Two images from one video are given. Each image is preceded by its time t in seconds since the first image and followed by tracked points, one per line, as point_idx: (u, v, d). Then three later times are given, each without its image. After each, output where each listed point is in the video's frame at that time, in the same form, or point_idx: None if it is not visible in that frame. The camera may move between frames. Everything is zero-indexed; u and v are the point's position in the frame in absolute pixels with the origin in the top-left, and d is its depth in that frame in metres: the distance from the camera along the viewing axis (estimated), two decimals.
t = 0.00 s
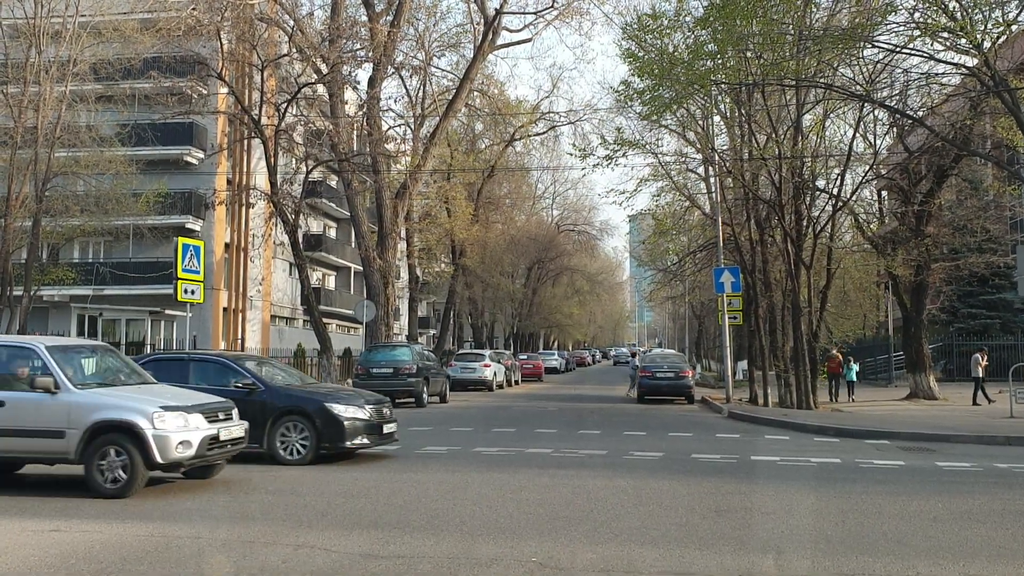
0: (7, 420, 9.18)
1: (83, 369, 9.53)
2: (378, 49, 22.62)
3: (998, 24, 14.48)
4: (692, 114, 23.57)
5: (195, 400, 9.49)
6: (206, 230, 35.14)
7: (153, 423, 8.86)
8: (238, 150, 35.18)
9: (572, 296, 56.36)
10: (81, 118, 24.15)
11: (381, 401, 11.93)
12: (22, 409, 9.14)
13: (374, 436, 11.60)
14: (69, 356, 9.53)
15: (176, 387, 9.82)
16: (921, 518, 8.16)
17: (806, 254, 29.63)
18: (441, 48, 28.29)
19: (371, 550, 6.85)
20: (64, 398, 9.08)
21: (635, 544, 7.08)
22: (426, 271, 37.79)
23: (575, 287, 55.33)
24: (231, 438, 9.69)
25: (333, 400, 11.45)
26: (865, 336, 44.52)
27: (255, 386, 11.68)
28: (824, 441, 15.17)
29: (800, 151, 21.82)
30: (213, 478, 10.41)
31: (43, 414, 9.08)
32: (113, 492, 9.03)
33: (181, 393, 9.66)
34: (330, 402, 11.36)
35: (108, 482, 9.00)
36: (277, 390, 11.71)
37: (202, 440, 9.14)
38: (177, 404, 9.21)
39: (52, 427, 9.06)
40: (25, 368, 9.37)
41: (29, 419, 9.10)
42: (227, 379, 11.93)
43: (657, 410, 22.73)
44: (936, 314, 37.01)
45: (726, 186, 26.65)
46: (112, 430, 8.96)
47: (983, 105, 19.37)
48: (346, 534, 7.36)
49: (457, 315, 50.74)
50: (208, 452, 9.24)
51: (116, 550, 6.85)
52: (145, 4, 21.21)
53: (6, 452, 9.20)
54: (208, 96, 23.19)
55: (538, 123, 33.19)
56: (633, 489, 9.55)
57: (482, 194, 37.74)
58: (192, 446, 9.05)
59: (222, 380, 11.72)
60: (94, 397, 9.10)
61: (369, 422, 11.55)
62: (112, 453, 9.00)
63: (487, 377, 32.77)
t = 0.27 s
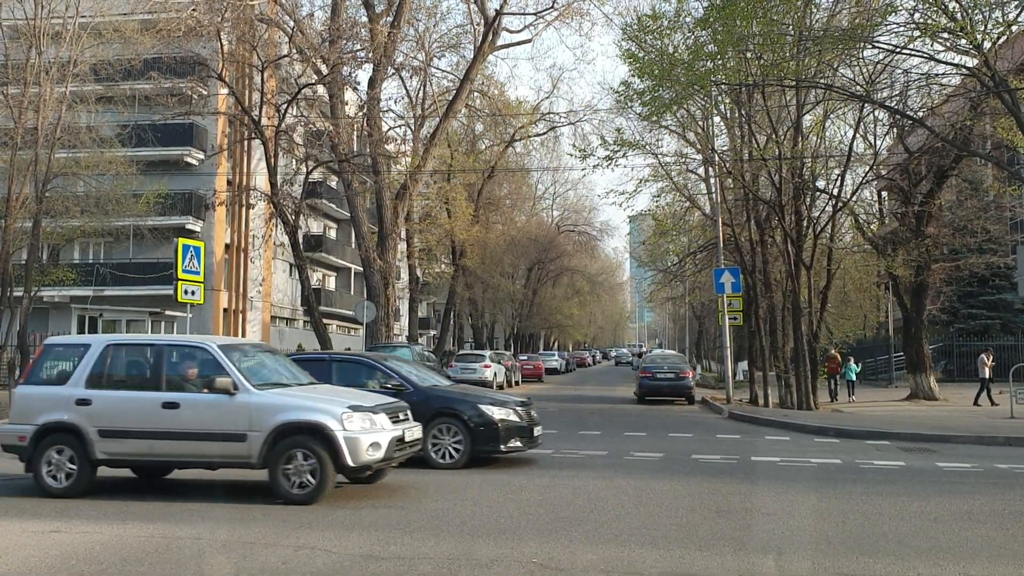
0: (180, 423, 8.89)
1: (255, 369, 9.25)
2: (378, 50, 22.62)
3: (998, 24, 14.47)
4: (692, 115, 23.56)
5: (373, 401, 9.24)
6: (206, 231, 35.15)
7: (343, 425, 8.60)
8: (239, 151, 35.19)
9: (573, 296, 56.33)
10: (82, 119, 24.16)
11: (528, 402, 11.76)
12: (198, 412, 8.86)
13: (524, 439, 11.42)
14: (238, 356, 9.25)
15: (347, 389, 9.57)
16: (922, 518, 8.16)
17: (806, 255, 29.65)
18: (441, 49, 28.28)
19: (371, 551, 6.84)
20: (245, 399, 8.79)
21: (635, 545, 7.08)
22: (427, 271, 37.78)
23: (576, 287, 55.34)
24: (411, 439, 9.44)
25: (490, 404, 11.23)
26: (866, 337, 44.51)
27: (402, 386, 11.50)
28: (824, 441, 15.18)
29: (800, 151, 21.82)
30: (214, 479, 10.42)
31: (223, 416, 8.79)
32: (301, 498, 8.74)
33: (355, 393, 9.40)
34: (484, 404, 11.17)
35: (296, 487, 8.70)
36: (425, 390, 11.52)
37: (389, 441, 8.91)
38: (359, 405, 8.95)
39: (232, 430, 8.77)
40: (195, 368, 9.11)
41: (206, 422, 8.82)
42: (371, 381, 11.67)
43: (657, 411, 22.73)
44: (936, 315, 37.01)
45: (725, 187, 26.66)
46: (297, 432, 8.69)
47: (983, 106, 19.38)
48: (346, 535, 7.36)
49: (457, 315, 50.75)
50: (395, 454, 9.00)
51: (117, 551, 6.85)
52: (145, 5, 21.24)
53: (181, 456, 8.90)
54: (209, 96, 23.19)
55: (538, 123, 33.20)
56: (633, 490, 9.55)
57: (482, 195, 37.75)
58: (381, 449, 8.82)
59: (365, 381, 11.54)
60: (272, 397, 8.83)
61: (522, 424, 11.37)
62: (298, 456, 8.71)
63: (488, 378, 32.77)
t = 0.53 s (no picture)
0: (378, 425, 8.45)
1: (449, 367, 8.81)
2: (378, 50, 22.64)
3: (998, 25, 14.48)
4: (693, 115, 23.57)
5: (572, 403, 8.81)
6: (207, 231, 35.20)
7: (555, 427, 8.20)
8: (239, 151, 35.20)
9: (573, 297, 56.23)
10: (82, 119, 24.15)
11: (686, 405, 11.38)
12: (399, 413, 8.41)
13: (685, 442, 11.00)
14: (431, 354, 8.84)
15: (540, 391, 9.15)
16: (923, 518, 8.15)
17: (807, 255, 29.68)
18: (441, 50, 28.32)
19: (371, 551, 6.84)
20: (449, 400, 8.34)
21: (635, 545, 7.08)
22: (427, 271, 37.76)
23: (576, 288, 55.37)
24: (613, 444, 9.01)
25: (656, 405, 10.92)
26: (866, 337, 44.55)
27: (559, 386, 11.25)
28: (824, 442, 15.19)
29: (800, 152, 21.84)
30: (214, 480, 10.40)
31: (426, 418, 8.34)
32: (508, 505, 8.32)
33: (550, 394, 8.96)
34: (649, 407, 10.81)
35: (506, 494, 8.24)
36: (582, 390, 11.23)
37: (598, 445, 8.50)
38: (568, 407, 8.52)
39: (434, 433, 8.31)
40: (387, 366, 8.67)
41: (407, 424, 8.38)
42: (519, 381, 11.45)
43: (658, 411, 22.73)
44: (936, 315, 37.04)
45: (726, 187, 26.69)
46: (506, 436, 8.24)
47: (984, 106, 19.43)
48: (346, 535, 7.36)
49: (458, 315, 50.77)
50: (603, 458, 8.59)
51: (117, 551, 6.85)
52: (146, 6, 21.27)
53: (380, 460, 8.45)
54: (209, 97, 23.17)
55: (539, 124, 33.22)
56: (634, 490, 9.55)
57: (482, 195, 37.80)
58: (593, 453, 8.42)
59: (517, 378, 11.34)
60: (475, 397, 8.40)
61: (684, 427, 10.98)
62: (507, 462, 8.26)
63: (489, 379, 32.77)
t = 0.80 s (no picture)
0: (601, 427, 8.16)
1: (672, 368, 8.48)
2: (378, 51, 22.66)
3: (999, 25, 14.49)
4: (693, 116, 23.57)
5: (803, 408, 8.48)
6: (207, 232, 35.22)
7: (801, 434, 7.87)
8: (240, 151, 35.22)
9: (574, 297, 55.95)
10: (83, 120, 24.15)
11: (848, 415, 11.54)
12: (626, 416, 8.11)
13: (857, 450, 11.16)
14: (653, 355, 8.50)
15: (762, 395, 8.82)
16: (923, 519, 8.15)
17: (807, 256, 29.68)
18: (442, 50, 28.35)
19: (372, 552, 6.83)
20: (680, 403, 8.04)
21: (635, 545, 7.08)
22: (427, 272, 37.76)
23: (577, 288, 55.36)
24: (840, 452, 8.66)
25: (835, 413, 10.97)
26: (866, 338, 44.54)
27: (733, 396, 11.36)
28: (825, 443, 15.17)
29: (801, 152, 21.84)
30: (215, 480, 10.39)
31: (655, 422, 8.04)
32: (744, 513, 8.01)
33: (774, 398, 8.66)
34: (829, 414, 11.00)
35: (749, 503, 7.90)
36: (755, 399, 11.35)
37: (841, 454, 8.18)
38: (805, 412, 8.21)
39: (670, 437, 8.01)
40: (602, 366, 8.36)
41: (636, 427, 8.08)
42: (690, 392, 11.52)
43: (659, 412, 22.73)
44: (936, 315, 37.04)
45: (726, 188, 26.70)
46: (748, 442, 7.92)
47: (984, 107, 19.47)
48: (347, 536, 7.35)
49: (459, 316, 50.78)
50: (843, 466, 8.25)
51: (117, 551, 6.85)
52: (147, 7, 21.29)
53: (606, 465, 8.16)
54: (210, 97, 23.15)
55: (539, 124, 33.22)
56: (634, 491, 9.55)
57: (483, 195, 37.82)
58: (835, 460, 8.12)
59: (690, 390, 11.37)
60: (711, 402, 8.08)
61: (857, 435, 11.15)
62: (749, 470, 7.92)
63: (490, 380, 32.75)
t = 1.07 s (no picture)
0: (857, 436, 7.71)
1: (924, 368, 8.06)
2: (379, 51, 22.65)
3: (1000, 26, 14.46)
4: (694, 116, 23.57)
5: None
6: (208, 232, 35.23)
7: None
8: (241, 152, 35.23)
9: (574, 298, 55.80)
10: (84, 119, 24.14)
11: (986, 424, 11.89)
12: (891, 422, 7.68)
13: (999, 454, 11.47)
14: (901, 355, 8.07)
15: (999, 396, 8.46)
16: (924, 520, 8.15)
17: (809, 256, 29.66)
18: (443, 50, 28.37)
19: (374, 552, 6.82)
20: (951, 406, 7.66)
21: (635, 546, 7.08)
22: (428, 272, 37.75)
23: (577, 289, 55.35)
24: None
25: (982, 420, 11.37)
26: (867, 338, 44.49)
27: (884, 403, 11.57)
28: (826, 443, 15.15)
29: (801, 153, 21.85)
30: (215, 480, 10.37)
31: (922, 428, 7.63)
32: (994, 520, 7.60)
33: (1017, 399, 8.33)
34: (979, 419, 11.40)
35: None
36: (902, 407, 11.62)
37: None
38: None
39: (936, 444, 7.61)
40: (853, 369, 7.92)
41: (904, 435, 7.66)
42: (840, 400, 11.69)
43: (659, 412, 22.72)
44: (937, 316, 37.01)
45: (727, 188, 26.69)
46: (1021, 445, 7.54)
47: (985, 107, 19.50)
48: (347, 536, 7.34)
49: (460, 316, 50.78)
50: None
51: (118, 552, 6.84)
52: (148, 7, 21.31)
53: (865, 474, 7.72)
54: (210, 98, 23.12)
55: (540, 124, 33.21)
56: (635, 492, 9.54)
57: (484, 196, 37.83)
58: None
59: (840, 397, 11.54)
60: (978, 405, 7.70)
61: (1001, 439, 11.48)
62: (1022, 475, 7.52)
63: (491, 380, 32.72)
